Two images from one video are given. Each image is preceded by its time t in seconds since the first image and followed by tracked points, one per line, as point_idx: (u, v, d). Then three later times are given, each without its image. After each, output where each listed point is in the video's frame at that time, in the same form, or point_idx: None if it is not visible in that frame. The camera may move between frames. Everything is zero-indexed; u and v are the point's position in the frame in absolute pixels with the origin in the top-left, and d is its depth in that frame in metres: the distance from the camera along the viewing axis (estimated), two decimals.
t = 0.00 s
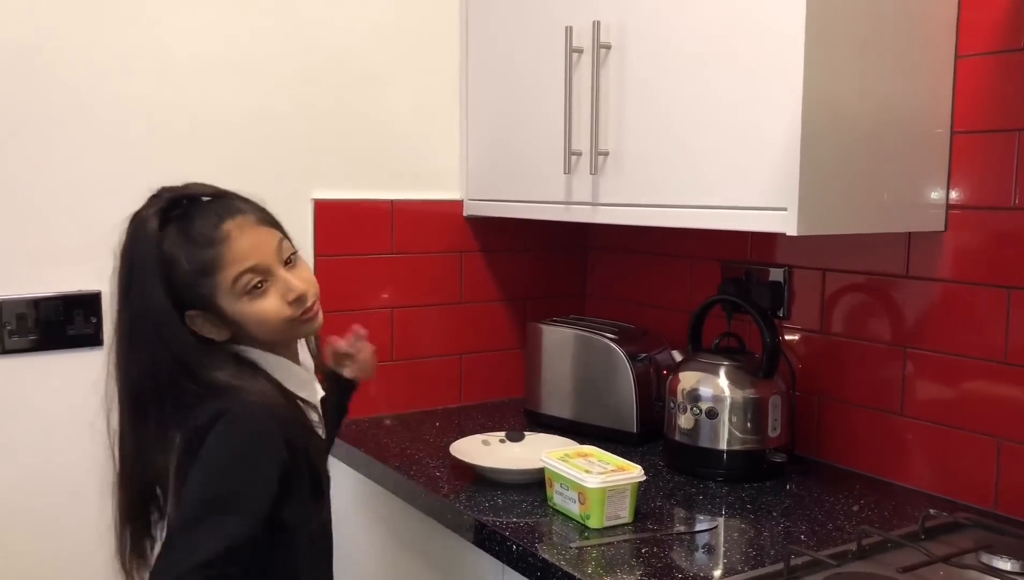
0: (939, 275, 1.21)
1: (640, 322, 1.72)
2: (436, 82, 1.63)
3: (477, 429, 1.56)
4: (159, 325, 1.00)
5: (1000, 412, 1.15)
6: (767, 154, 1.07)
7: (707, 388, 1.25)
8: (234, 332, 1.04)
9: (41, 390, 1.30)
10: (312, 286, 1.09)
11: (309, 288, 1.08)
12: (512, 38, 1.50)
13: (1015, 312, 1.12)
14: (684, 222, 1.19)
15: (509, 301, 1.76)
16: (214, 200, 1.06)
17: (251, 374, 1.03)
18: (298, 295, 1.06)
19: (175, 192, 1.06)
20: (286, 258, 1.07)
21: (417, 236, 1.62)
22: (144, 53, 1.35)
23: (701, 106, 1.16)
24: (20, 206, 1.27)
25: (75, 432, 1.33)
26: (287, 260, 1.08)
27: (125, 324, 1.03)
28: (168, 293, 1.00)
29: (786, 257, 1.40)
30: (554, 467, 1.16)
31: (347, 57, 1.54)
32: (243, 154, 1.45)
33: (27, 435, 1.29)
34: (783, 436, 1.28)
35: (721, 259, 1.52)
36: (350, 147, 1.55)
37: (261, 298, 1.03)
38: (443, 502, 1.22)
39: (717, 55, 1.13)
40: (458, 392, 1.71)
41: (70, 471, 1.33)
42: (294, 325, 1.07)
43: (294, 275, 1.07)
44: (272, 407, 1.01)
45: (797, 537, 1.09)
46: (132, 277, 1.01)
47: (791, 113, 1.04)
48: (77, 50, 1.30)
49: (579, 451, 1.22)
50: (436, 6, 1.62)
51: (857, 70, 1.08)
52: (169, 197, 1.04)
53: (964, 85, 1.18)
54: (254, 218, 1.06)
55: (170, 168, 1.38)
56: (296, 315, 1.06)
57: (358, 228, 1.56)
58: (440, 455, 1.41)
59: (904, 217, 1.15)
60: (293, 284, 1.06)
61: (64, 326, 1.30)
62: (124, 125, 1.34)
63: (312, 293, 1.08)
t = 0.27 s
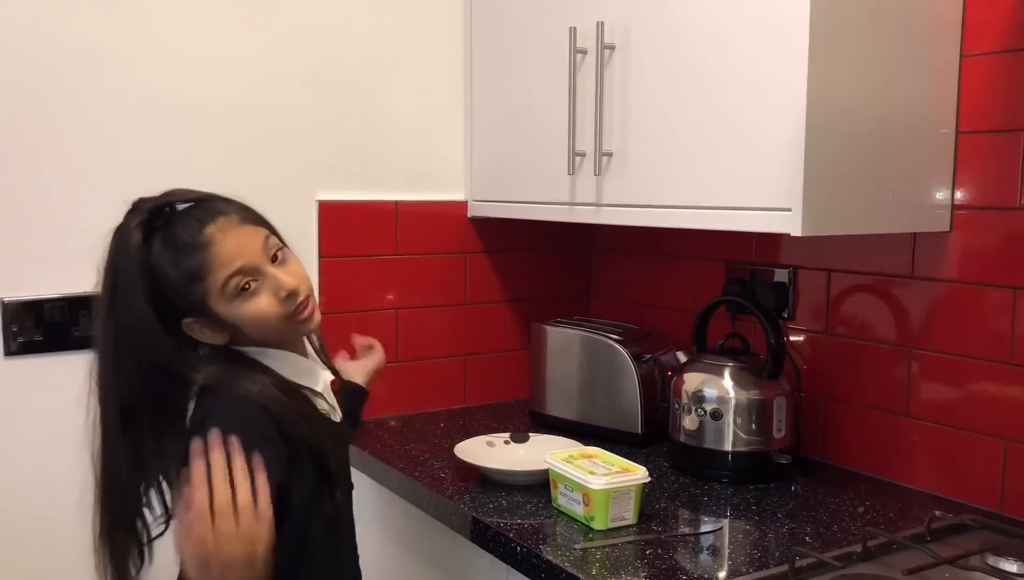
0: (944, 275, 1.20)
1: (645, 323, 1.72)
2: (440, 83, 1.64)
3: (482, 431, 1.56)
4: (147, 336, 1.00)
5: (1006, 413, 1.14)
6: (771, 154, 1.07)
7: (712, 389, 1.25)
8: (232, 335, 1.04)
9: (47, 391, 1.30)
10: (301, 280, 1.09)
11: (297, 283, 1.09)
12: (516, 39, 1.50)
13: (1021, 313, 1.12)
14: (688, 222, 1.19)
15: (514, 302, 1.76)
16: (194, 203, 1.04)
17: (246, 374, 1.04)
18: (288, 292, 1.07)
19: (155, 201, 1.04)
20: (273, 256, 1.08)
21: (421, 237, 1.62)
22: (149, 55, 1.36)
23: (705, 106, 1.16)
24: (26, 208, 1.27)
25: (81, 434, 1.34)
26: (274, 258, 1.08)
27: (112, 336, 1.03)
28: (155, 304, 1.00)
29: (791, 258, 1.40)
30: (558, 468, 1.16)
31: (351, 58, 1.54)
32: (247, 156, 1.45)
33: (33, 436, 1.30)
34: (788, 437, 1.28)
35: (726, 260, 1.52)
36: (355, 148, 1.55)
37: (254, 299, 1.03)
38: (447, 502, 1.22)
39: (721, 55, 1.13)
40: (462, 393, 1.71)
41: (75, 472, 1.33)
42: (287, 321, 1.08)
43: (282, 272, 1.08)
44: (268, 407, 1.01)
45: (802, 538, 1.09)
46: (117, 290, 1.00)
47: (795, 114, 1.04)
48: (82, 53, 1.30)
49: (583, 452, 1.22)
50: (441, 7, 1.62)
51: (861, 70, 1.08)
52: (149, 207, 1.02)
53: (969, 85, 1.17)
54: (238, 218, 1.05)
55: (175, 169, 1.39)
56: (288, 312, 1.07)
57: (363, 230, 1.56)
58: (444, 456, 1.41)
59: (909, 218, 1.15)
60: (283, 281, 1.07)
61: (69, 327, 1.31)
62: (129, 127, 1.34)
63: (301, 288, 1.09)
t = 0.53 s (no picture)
0: (944, 276, 1.20)
1: (645, 324, 1.72)
2: (440, 84, 1.64)
3: (482, 432, 1.56)
4: (174, 317, 1.01)
5: (1006, 413, 1.14)
6: (770, 154, 1.07)
7: (712, 390, 1.25)
8: (246, 324, 1.05)
9: (47, 393, 1.30)
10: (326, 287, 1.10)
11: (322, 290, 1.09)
12: (516, 40, 1.50)
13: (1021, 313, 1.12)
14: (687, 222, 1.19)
15: (514, 303, 1.76)
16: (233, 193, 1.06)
17: (261, 369, 1.03)
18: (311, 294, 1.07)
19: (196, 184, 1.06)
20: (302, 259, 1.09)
21: (421, 238, 1.62)
22: (149, 57, 1.36)
23: (705, 106, 1.15)
24: (25, 209, 1.28)
25: (80, 435, 1.33)
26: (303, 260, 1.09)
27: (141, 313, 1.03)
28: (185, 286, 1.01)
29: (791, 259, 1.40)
30: (558, 469, 1.16)
31: (351, 59, 1.54)
32: (247, 157, 1.45)
33: (33, 438, 1.30)
34: (788, 438, 1.28)
35: (726, 261, 1.52)
36: (354, 149, 1.55)
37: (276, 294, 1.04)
38: (447, 503, 1.22)
39: (720, 55, 1.13)
40: (462, 394, 1.71)
41: (75, 474, 1.33)
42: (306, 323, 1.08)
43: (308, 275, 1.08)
44: (283, 408, 1.01)
45: (801, 539, 1.09)
46: (153, 267, 1.01)
47: (794, 114, 1.04)
48: (82, 54, 1.30)
49: (583, 453, 1.22)
50: (440, 9, 1.62)
51: (861, 70, 1.07)
52: (196, 186, 1.04)
53: (969, 85, 1.17)
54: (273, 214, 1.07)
55: (175, 171, 1.39)
56: (307, 315, 1.07)
57: (363, 231, 1.56)
58: (444, 457, 1.41)
59: (908, 218, 1.15)
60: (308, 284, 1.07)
61: (70, 329, 1.31)
62: (128, 129, 1.34)
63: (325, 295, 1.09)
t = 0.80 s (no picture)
0: (944, 277, 1.20)
1: (644, 327, 1.72)
2: (438, 87, 1.64)
3: (481, 435, 1.56)
4: (201, 291, 0.99)
5: (1005, 415, 1.14)
6: (769, 156, 1.07)
7: (711, 392, 1.25)
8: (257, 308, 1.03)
9: (45, 397, 1.30)
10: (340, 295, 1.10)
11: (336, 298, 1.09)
12: (514, 44, 1.50)
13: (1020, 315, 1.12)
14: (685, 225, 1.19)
15: (513, 306, 1.76)
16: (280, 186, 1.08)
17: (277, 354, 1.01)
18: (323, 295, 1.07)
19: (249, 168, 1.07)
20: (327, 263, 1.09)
21: (420, 241, 1.62)
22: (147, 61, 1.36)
23: (703, 108, 1.15)
24: (24, 214, 1.28)
25: (80, 440, 1.33)
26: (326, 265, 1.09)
27: (167, 283, 1.01)
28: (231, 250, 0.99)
29: (790, 261, 1.40)
30: (557, 472, 1.16)
31: (348, 63, 1.54)
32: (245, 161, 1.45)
33: (32, 442, 1.30)
34: (787, 440, 1.28)
35: (725, 263, 1.52)
36: (352, 154, 1.55)
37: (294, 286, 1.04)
38: (446, 507, 1.22)
39: (718, 56, 1.13)
40: (462, 397, 1.71)
41: (74, 478, 1.33)
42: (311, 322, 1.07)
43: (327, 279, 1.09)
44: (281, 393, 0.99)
45: (800, 541, 1.09)
46: (192, 233, 1.00)
47: (791, 116, 1.04)
48: (80, 58, 1.30)
49: (582, 456, 1.22)
50: (438, 13, 1.62)
51: (859, 71, 1.07)
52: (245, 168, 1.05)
53: (967, 87, 1.17)
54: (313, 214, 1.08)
55: (174, 175, 1.39)
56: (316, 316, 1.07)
57: (362, 234, 1.56)
58: (443, 460, 1.41)
59: (907, 219, 1.15)
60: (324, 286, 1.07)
61: (68, 333, 1.30)
62: (127, 133, 1.35)
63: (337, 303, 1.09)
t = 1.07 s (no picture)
0: (942, 278, 1.20)
1: (642, 328, 1.72)
2: (436, 89, 1.64)
3: (479, 436, 1.56)
4: (205, 290, 1.00)
5: (1003, 416, 1.14)
6: (766, 158, 1.07)
7: (709, 394, 1.25)
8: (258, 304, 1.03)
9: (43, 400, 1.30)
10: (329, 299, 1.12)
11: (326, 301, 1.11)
12: (511, 46, 1.50)
13: (1017, 315, 1.12)
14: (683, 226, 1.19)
15: (511, 307, 1.76)
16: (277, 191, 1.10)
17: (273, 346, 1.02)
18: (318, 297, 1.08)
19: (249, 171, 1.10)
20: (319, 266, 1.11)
21: (418, 243, 1.62)
22: (145, 63, 1.36)
23: (701, 109, 1.15)
24: (21, 216, 1.27)
25: (78, 443, 1.33)
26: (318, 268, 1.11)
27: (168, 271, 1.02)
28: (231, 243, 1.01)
29: (788, 262, 1.40)
30: (555, 473, 1.16)
31: (346, 65, 1.54)
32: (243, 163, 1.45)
33: (30, 445, 1.29)
34: (785, 441, 1.28)
35: (723, 264, 1.52)
36: (350, 156, 1.55)
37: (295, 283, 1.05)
38: (444, 509, 1.22)
39: (716, 57, 1.13)
40: (460, 398, 1.71)
41: (72, 481, 1.33)
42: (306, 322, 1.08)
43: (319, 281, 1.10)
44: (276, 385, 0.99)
45: (799, 543, 1.09)
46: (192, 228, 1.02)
47: (789, 118, 1.04)
48: (77, 60, 1.30)
49: (580, 458, 1.22)
50: (435, 14, 1.62)
51: (856, 72, 1.08)
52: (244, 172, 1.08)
53: (964, 88, 1.17)
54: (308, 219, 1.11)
55: (172, 177, 1.39)
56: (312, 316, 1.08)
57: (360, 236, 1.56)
58: (442, 462, 1.41)
59: (904, 220, 1.15)
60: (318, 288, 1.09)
61: (66, 335, 1.30)
62: (124, 135, 1.34)
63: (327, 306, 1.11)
